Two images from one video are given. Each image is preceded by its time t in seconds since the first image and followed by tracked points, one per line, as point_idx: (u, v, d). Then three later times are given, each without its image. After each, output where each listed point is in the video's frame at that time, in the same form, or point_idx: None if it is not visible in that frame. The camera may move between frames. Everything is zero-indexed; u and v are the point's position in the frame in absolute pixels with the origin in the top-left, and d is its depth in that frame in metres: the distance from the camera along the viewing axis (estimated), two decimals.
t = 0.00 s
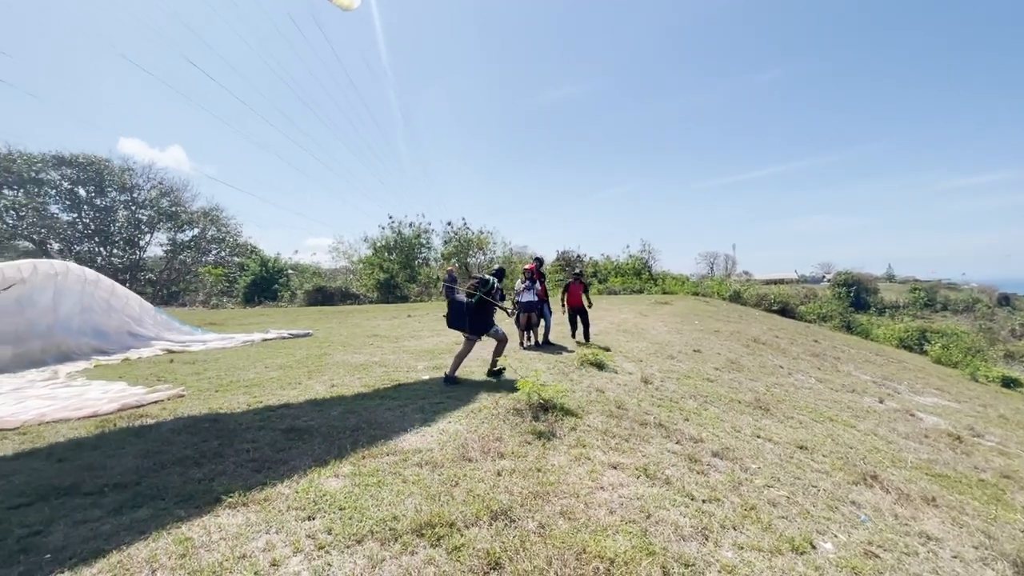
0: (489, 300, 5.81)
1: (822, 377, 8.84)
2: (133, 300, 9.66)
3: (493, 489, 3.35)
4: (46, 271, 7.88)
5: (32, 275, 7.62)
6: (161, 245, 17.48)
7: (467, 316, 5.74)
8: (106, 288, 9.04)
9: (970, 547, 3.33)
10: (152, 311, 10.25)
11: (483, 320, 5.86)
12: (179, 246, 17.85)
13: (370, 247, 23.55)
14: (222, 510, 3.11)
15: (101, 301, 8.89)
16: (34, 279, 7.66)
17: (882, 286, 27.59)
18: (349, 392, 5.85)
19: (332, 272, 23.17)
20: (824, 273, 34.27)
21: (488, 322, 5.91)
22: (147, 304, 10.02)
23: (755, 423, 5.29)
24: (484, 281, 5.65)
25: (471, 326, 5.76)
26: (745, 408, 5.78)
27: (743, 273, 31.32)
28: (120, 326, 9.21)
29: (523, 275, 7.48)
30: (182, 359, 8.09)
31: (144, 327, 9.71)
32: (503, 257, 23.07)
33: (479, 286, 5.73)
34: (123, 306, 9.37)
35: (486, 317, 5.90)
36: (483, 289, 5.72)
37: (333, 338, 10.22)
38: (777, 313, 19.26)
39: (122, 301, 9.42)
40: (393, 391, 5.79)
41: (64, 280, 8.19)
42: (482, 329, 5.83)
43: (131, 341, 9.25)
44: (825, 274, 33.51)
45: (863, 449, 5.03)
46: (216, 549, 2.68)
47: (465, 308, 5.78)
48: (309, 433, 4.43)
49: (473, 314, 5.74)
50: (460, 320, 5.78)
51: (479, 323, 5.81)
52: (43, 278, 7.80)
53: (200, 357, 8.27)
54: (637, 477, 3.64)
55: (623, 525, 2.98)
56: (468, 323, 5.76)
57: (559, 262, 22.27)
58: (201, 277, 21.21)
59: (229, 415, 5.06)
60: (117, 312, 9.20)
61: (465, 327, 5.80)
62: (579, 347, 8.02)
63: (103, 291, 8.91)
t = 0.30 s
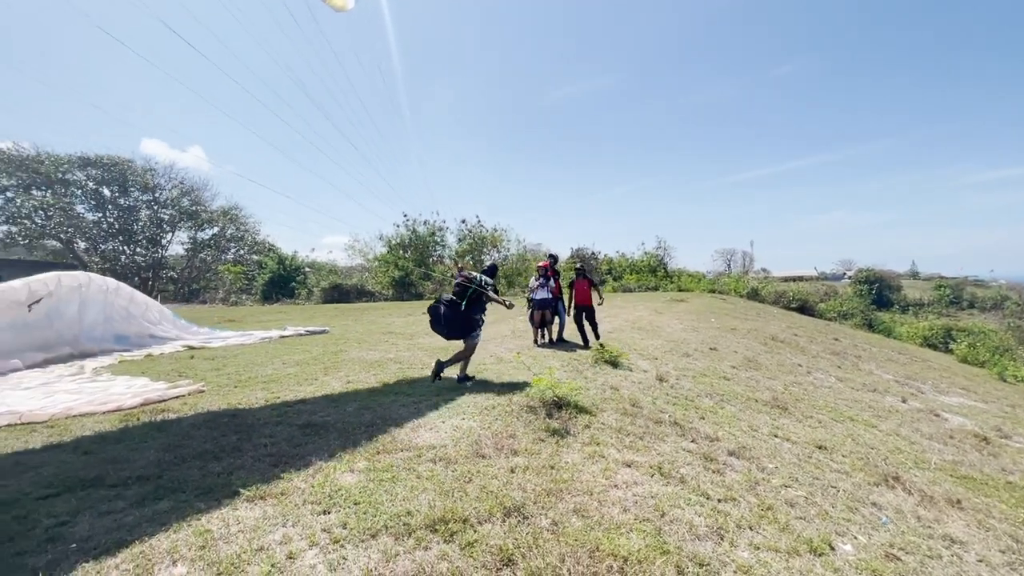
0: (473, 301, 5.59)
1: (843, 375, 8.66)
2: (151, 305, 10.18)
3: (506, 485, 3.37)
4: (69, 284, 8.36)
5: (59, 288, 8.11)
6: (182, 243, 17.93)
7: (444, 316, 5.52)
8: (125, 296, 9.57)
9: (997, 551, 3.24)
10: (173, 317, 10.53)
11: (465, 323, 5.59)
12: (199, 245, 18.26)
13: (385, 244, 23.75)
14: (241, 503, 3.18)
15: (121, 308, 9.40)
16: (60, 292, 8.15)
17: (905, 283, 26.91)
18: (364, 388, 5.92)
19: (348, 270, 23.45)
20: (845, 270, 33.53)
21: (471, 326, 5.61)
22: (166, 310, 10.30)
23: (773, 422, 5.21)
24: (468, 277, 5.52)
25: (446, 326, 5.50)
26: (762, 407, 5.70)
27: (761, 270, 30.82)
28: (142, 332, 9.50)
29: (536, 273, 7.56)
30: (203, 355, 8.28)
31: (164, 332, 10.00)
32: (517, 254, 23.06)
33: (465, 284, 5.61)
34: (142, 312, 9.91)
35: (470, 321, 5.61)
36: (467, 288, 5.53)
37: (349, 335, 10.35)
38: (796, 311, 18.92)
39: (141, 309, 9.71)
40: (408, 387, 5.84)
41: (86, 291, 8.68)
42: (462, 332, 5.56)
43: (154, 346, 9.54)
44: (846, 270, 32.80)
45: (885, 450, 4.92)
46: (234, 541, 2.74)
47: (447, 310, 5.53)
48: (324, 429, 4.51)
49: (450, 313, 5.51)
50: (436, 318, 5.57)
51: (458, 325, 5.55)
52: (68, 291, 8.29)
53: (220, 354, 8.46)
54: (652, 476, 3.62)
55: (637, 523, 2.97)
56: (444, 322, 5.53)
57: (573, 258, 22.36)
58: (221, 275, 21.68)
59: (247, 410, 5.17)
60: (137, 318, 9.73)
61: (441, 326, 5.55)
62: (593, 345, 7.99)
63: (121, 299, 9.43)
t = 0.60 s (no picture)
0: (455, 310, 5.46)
1: (863, 374, 8.49)
2: (170, 318, 10.17)
3: (520, 483, 3.37)
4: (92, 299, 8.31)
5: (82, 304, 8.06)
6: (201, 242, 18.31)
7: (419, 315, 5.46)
8: (143, 309, 9.48)
9: None
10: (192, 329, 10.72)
11: (440, 329, 5.46)
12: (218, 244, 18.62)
13: (399, 243, 23.92)
14: (259, 497, 3.24)
15: (141, 322, 9.40)
16: (83, 308, 8.09)
17: (929, 280, 26.21)
18: (378, 385, 5.98)
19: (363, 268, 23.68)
20: (867, 267, 32.77)
21: (445, 333, 5.46)
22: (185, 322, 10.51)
23: (790, 421, 5.13)
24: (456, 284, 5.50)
25: (419, 323, 5.41)
26: (779, 406, 5.61)
27: (779, 267, 30.30)
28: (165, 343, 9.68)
29: (551, 270, 7.61)
30: (222, 352, 8.44)
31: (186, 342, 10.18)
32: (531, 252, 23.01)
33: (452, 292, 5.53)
34: (161, 325, 9.89)
35: (446, 328, 5.46)
36: (452, 294, 5.47)
37: (363, 333, 10.45)
38: (815, 309, 18.57)
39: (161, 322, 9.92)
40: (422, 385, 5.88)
41: (107, 306, 8.61)
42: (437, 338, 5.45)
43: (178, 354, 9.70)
44: (867, 267, 32.04)
45: (907, 451, 4.81)
46: (252, 535, 2.79)
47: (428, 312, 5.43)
48: (339, 425, 4.57)
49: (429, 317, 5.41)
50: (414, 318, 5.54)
51: (432, 329, 5.43)
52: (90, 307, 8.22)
53: (238, 350, 8.62)
54: (666, 475, 3.60)
55: (650, 522, 2.95)
56: (420, 323, 5.44)
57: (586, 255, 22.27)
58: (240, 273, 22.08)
59: (265, 406, 5.26)
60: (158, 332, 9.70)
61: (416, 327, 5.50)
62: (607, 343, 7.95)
63: (140, 313, 9.42)
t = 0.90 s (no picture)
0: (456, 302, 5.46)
1: (882, 373, 8.34)
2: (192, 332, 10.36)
3: (534, 480, 3.38)
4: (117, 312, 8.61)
5: (107, 315, 8.33)
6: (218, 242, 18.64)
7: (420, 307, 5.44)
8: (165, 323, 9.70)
9: None
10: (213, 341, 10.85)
11: (441, 322, 5.43)
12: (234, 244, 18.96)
13: (411, 241, 24.06)
14: (277, 493, 3.30)
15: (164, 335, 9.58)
16: (110, 318, 8.36)
17: (950, 277, 25.64)
18: (392, 382, 6.03)
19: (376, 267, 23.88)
20: (886, 264, 32.16)
21: (445, 325, 5.42)
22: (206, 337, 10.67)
23: (807, 421, 5.06)
24: (456, 274, 5.53)
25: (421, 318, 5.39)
26: (795, 405, 5.54)
27: (795, 265, 29.88)
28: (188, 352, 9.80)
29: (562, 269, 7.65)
30: (239, 350, 8.59)
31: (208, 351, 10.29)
32: (542, 250, 22.98)
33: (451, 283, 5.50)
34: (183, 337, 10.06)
35: (446, 319, 5.44)
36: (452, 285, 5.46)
37: (377, 331, 10.55)
38: (832, 306, 18.29)
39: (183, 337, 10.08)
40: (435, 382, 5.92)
41: (133, 318, 8.84)
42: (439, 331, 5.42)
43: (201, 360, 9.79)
44: (886, 264, 31.44)
45: (929, 451, 4.72)
46: (270, 529, 2.85)
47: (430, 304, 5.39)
48: (355, 422, 4.61)
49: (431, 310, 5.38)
50: (414, 310, 5.53)
51: (432, 321, 5.40)
52: (116, 317, 8.47)
53: (254, 348, 8.76)
54: (681, 474, 3.58)
55: (666, 521, 2.94)
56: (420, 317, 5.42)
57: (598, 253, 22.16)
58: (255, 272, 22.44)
59: (281, 403, 5.34)
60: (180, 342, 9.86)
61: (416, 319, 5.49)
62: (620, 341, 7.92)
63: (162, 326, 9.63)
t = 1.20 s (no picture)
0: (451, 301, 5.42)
1: (899, 373, 8.21)
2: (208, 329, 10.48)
3: (546, 479, 3.39)
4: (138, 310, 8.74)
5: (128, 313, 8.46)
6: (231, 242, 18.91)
7: (419, 314, 5.46)
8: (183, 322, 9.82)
9: None
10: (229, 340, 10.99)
11: (442, 325, 5.45)
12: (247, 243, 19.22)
13: (422, 240, 24.16)
14: (291, 490, 3.34)
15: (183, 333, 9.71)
16: (130, 316, 8.50)
17: (970, 276, 25.10)
18: (404, 381, 6.08)
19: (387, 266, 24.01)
20: (903, 262, 31.57)
21: (448, 327, 5.44)
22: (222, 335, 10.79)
23: (822, 421, 5.00)
24: (446, 274, 5.42)
25: (420, 325, 5.46)
26: (810, 405, 5.48)
27: (810, 263, 29.47)
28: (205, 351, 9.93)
29: (574, 267, 7.64)
30: (254, 349, 8.69)
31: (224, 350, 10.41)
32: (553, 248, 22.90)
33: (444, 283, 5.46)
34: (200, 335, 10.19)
35: (447, 322, 5.46)
36: (444, 286, 5.42)
37: (388, 330, 10.62)
38: (847, 305, 18.02)
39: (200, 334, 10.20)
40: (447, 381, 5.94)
41: (155, 319, 8.97)
42: (441, 334, 5.46)
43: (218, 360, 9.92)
44: (904, 262, 30.86)
45: (948, 453, 4.64)
46: (287, 526, 2.89)
47: (426, 310, 5.45)
48: (368, 420, 4.65)
49: (428, 315, 5.43)
50: (414, 317, 5.56)
51: (433, 326, 5.44)
52: (138, 317, 8.63)
53: (268, 347, 8.87)
54: (694, 473, 3.56)
55: (679, 521, 2.93)
56: (420, 323, 5.48)
57: (610, 251, 22.09)
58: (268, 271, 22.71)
59: (296, 401, 5.41)
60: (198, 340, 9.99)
61: (417, 326, 5.52)
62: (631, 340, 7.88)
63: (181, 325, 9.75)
